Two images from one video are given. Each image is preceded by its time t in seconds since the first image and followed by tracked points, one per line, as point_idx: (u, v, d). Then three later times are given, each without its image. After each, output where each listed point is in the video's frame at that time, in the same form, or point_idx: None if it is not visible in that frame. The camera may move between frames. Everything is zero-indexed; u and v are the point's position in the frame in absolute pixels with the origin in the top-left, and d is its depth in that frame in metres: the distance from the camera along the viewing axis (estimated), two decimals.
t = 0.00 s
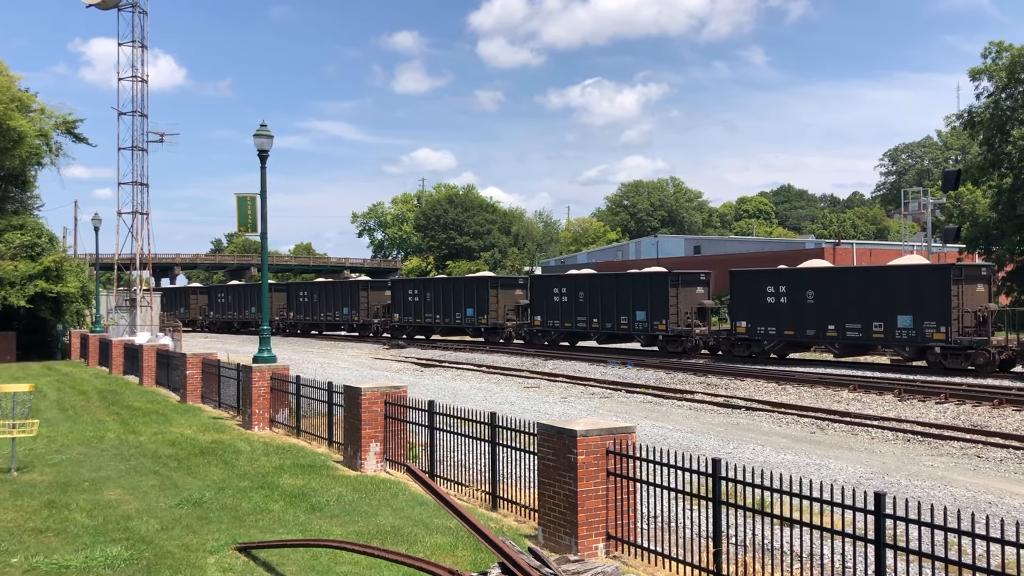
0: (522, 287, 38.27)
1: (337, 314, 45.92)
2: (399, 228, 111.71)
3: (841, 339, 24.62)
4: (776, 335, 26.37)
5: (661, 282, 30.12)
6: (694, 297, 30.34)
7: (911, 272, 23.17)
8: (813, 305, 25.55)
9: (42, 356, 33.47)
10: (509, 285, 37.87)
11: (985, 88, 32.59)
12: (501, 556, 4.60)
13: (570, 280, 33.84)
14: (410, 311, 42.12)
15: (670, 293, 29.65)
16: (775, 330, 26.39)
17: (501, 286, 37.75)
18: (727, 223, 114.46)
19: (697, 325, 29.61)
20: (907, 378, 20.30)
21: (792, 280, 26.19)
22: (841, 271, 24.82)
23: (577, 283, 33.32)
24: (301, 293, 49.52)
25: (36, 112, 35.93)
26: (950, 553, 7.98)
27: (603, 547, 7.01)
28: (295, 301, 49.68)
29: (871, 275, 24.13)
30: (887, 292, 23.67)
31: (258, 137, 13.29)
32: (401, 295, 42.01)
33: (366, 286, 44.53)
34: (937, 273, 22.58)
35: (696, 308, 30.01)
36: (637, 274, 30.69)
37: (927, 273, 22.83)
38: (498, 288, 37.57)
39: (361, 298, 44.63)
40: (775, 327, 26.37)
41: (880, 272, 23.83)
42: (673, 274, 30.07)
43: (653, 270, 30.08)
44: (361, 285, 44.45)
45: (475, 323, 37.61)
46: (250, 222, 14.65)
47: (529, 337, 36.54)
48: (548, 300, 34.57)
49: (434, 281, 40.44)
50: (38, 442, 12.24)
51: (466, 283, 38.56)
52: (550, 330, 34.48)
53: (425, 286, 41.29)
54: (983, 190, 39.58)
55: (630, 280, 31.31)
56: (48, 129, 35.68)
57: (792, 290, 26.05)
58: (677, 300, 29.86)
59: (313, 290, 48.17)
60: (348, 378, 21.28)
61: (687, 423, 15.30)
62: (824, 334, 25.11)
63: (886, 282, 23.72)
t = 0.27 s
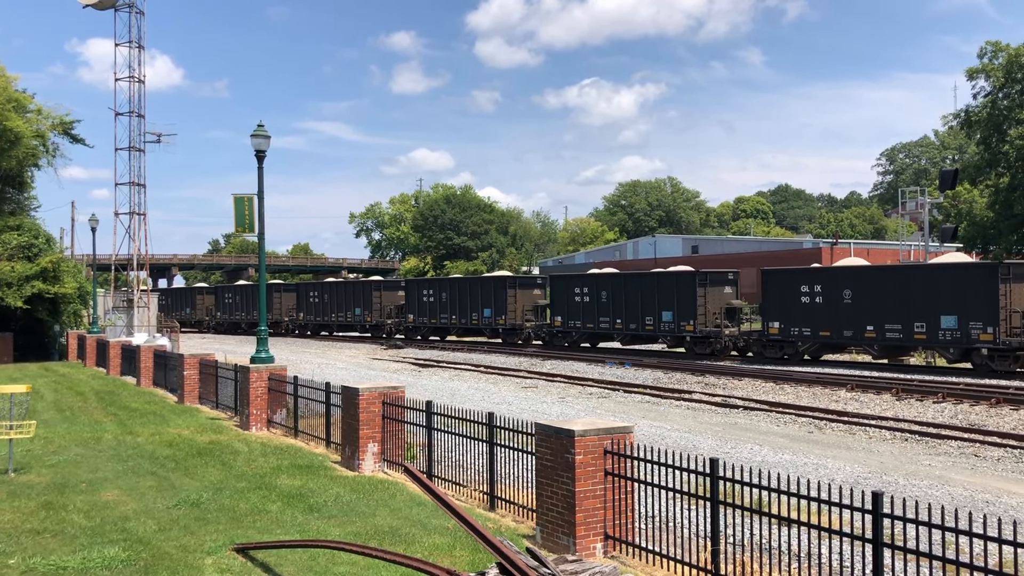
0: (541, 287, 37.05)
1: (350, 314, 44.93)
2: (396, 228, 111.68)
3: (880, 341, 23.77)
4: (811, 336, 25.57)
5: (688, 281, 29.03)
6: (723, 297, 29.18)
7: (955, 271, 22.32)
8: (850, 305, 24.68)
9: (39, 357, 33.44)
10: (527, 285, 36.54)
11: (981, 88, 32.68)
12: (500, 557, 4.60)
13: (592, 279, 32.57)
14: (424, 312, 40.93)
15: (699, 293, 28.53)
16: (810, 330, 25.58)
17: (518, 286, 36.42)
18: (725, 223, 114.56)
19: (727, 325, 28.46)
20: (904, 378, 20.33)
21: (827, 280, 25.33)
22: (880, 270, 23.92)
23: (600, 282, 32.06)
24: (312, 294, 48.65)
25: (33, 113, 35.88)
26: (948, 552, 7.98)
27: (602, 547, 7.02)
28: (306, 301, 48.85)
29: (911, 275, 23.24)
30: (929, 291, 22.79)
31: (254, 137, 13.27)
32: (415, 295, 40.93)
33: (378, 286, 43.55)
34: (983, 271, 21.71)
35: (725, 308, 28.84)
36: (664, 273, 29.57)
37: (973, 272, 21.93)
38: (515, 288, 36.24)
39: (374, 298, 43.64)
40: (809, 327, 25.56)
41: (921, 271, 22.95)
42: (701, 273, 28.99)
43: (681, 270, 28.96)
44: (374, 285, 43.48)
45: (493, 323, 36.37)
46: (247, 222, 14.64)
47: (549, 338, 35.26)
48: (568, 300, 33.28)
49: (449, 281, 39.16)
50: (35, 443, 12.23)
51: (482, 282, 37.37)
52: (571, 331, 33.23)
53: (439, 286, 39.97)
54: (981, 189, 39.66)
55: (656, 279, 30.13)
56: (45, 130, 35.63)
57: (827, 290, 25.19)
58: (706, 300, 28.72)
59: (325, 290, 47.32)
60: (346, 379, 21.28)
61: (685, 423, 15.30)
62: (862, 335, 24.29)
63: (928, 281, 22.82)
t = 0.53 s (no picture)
0: (559, 287, 36.65)
1: (363, 314, 43.83)
2: (394, 227, 111.64)
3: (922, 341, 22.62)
4: (849, 336, 24.42)
5: (717, 279, 27.92)
6: (752, 295, 28.13)
7: (1003, 268, 21.16)
8: (890, 304, 23.53)
9: (37, 357, 33.42)
10: (546, 284, 36.08)
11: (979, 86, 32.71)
12: (498, 556, 4.59)
13: (616, 278, 31.43)
14: (440, 312, 39.85)
15: (729, 292, 27.45)
16: (847, 330, 24.43)
17: (537, 285, 35.94)
18: (723, 222, 114.62)
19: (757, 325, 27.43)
20: (903, 376, 20.34)
21: (865, 277, 24.19)
22: (921, 267, 22.79)
23: (624, 280, 31.00)
24: (323, 293, 47.66)
25: (30, 113, 35.83)
26: (946, 551, 7.99)
27: (600, 546, 7.02)
28: (317, 301, 47.84)
29: (955, 271, 22.10)
30: (974, 289, 21.67)
31: (252, 137, 13.26)
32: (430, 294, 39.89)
33: (391, 285, 42.38)
34: None
35: (755, 307, 27.81)
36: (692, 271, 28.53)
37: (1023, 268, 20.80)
38: (534, 286, 35.68)
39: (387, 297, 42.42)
40: (847, 327, 24.42)
41: (966, 268, 21.83)
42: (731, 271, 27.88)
43: (710, 267, 27.88)
44: (387, 284, 42.44)
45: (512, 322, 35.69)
46: (245, 221, 14.62)
47: (569, 338, 34.20)
48: (591, 299, 32.16)
49: (466, 279, 38.11)
50: (33, 443, 12.21)
51: (501, 281, 36.54)
52: (594, 331, 32.11)
53: (456, 285, 38.88)
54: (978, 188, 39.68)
55: (684, 277, 29.02)
56: (42, 129, 35.55)
57: (866, 289, 24.06)
58: (736, 299, 27.62)
59: (336, 289, 46.28)
60: (344, 378, 21.27)
61: (684, 422, 15.30)
62: (903, 335, 23.13)
63: (973, 279, 21.69)
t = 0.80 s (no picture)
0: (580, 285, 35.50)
1: (376, 313, 43.07)
2: (392, 226, 111.59)
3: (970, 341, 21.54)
4: (889, 337, 23.21)
5: (748, 277, 27.01)
6: (783, 295, 27.27)
7: None
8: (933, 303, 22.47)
9: (34, 356, 33.38)
10: (567, 283, 34.96)
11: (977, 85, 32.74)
12: (496, 555, 4.59)
13: (642, 276, 30.51)
14: (456, 311, 38.78)
15: (761, 289, 26.55)
16: (888, 331, 23.21)
17: (558, 283, 34.72)
18: (720, 221, 114.68)
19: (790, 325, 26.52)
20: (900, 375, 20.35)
21: (907, 275, 23.11)
22: (968, 264, 21.81)
23: (648, 279, 30.12)
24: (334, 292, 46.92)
25: (27, 111, 35.77)
26: (943, 549, 8.01)
27: (598, 545, 7.02)
28: (328, 300, 47.14)
29: (1006, 269, 21.18)
30: None
31: (249, 135, 13.24)
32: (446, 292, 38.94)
33: (406, 283, 41.80)
34: None
35: (787, 307, 26.88)
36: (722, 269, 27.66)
37: None
38: (555, 285, 34.47)
39: (401, 296, 41.74)
40: (887, 327, 23.19)
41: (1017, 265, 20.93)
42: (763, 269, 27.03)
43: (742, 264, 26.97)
44: (401, 283, 41.77)
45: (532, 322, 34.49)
46: (242, 220, 14.61)
47: (592, 338, 33.10)
48: (614, 297, 31.18)
49: (484, 277, 37.16)
50: (30, 442, 12.20)
51: (520, 280, 35.49)
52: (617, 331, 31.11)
53: (473, 283, 37.92)
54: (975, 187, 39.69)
55: (713, 275, 28.14)
56: (39, 128, 35.46)
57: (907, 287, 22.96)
58: (768, 298, 26.73)
59: (348, 288, 45.51)
60: (342, 377, 21.26)
61: (681, 421, 15.31)
62: (948, 335, 22.07)
63: None
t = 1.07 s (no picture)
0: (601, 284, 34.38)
1: (390, 312, 42.38)
2: (390, 225, 111.54)
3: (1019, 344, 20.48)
4: (931, 338, 22.19)
5: (782, 276, 26.18)
6: (817, 294, 26.46)
7: None
8: (980, 303, 21.40)
9: (32, 355, 33.34)
10: (588, 281, 33.78)
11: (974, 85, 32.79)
12: (494, 554, 4.59)
13: (668, 275, 29.52)
14: (473, 310, 37.87)
15: (795, 289, 25.78)
16: (930, 331, 22.19)
17: (579, 282, 33.58)
18: (718, 221, 114.77)
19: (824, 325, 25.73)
20: (898, 375, 20.35)
21: (951, 274, 22.01)
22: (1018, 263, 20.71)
23: (675, 278, 29.22)
24: (346, 292, 46.22)
25: (25, 110, 35.69)
26: (940, 548, 8.04)
27: (595, 544, 7.04)
28: (340, 299, 46.47)
29: None
30: None
31: (247, 134, 13.23)
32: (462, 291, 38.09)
33: (421, 282, 41.12)
34: None
35: (821, 307, 26.09)
36: (754, 268, 26.83)
37: None
38: (576, 284, 33.36)
39: (416, 295, 41.05)
40: (930, 328, 22.15)
41: None
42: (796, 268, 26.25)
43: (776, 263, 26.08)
44: (417, 282, 41.07)
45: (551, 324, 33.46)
46: (240, 219, 14.61)
47: (615, 339, 32.06)
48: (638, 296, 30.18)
49: (501, 275, 36.23)
50: (28, 440, 12.18)
51: (539, 279, 34.46)
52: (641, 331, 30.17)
53: (490, 282, 36.97)
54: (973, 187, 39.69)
55: (743, 274, 27.27)
56: (36, 126, 35.39)
57: (953, 286, 21.87)
58: (802, 298, 25.91)
59: (361, 287, 44.79)
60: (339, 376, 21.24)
61: (678, 420, 15.33)
62: (995, 337, 21.02)
63: None
